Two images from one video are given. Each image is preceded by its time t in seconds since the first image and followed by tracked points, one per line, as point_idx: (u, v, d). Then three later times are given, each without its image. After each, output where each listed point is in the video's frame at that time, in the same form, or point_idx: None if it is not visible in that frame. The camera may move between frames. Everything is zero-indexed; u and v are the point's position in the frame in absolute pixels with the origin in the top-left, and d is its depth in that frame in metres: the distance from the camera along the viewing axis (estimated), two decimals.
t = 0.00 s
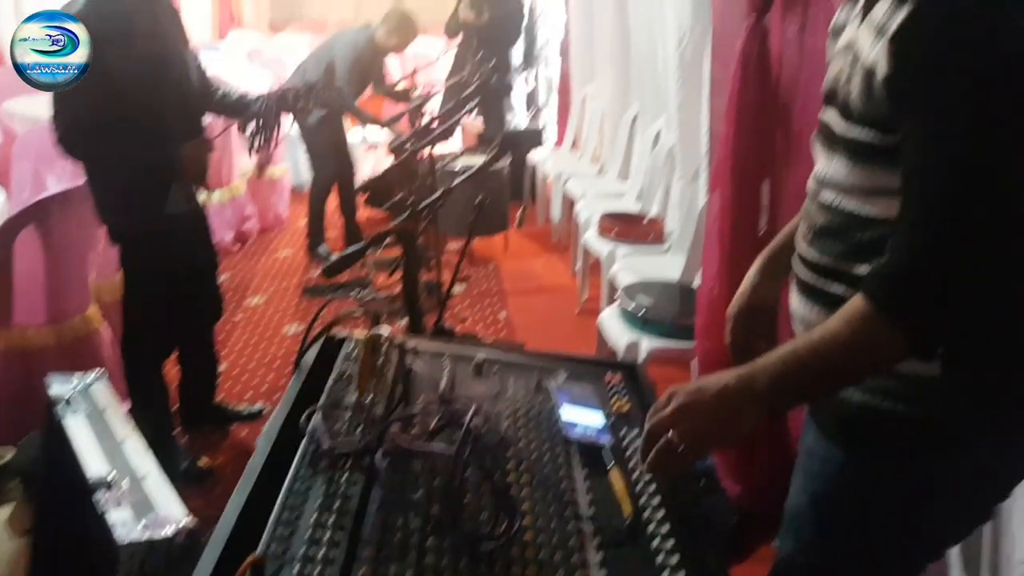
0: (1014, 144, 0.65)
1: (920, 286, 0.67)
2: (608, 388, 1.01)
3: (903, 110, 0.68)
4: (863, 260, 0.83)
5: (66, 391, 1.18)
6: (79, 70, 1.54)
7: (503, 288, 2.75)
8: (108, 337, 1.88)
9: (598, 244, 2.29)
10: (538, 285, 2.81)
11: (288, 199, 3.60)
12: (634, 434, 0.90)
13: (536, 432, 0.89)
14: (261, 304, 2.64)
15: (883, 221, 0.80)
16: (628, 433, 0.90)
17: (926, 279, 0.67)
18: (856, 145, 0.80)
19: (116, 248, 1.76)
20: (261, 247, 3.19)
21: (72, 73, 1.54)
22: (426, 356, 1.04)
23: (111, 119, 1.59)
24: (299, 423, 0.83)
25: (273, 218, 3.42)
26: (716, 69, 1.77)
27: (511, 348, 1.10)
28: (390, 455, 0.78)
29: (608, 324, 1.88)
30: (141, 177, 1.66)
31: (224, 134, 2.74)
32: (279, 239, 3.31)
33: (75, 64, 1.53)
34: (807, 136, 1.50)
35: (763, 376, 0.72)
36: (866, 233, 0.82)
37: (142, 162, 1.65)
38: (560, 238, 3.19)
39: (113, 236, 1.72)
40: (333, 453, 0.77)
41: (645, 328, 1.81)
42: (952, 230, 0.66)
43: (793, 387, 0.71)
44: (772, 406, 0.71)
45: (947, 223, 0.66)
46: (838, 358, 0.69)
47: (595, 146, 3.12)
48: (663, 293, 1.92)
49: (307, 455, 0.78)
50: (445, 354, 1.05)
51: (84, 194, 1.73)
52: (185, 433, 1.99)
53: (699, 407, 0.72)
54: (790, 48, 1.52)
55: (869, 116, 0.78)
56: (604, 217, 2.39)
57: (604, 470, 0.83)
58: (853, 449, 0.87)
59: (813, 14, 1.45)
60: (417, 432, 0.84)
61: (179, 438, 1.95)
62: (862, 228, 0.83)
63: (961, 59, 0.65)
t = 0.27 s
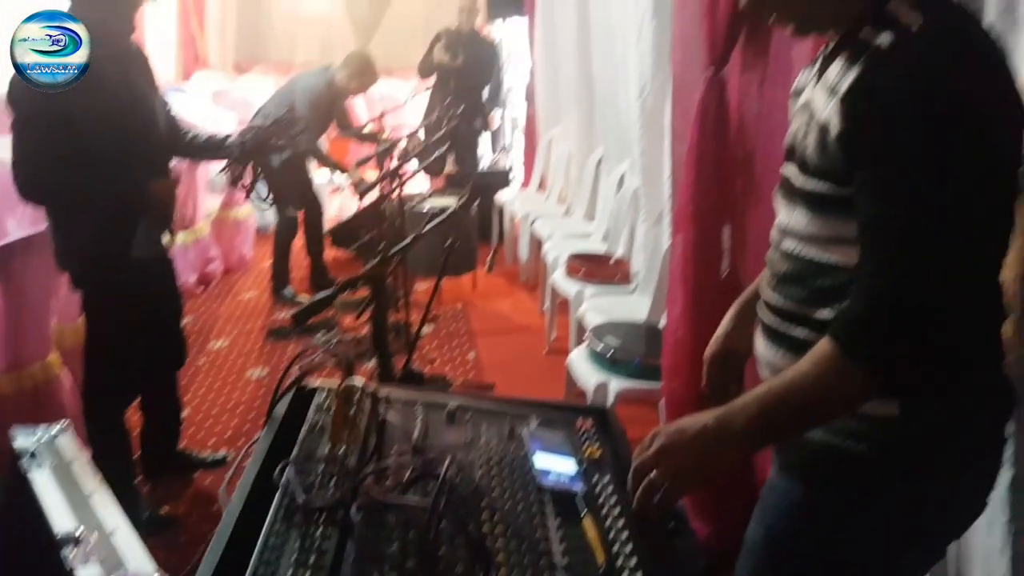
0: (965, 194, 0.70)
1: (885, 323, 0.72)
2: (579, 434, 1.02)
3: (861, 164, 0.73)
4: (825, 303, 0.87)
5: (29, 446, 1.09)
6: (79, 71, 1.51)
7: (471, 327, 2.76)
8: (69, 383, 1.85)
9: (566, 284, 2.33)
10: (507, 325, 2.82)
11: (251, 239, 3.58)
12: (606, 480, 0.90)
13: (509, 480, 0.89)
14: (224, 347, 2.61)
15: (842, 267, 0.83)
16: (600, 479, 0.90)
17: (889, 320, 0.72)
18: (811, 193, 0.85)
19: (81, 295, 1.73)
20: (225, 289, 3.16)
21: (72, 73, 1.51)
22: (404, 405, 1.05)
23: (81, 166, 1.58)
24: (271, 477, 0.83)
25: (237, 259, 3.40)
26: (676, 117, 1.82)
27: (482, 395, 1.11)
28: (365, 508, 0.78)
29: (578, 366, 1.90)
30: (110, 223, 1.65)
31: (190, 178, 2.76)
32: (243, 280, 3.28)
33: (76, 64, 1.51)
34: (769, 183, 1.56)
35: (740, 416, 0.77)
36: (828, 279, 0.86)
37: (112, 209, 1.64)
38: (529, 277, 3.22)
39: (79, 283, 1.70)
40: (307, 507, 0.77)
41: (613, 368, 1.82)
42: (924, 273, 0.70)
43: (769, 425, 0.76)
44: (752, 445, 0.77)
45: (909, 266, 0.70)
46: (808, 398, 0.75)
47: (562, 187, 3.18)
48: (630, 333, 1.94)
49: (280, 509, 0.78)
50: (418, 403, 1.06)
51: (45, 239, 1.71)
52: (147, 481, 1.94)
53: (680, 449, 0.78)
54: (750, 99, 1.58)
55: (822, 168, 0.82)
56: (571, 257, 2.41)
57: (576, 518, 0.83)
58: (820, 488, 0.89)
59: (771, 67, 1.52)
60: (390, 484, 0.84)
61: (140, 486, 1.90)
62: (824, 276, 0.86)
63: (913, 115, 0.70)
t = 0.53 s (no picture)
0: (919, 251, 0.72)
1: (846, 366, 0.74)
2: (561, 482, 1.02)
3: (814, 219, 0.75)
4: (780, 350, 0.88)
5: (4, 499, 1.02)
6: (78, 71, 1.54)
7: (447, 370, 2.75)
8: (38, 432, 1.82)
9: (542, 327, 2.34)
10: (482, 366, 2.82)
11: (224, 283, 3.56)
12: (589, 528, 0.90)
13: (492, 530, 0.89)
14: (195, 393, 2.57)
15: (799, 314, 0.85)
16: (583, 528, 0.90)
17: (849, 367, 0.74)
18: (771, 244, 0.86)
19: (51, 343, 1.71)
20: (196, 334, 3.13)
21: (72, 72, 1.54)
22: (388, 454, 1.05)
23: (55, 212, 1.59)
24: (255, 527, 0.83)
25: (209, 303, 3.37)
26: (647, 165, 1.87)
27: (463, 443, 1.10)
28: (350, 560, 0.79)
29: (556, 410, 1.90)
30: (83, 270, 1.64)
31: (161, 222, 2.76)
32: (215, 324, 3.25)
33: (76, 63, 1.53)
34: (737, 230, 1.60)
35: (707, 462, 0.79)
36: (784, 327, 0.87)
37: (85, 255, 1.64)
38: (504, 318, 3.24)
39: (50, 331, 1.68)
40: (294, 559, 0.78)
41: (591, 411, 1.83)
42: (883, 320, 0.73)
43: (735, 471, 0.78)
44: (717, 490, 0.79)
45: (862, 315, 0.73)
46: (769, 446, 0.77)
47: (536, 230, 3.23)
48: (606, 376, 1.95)
49: (265, 562, 0.78)
50: (399, 451, 1.06)
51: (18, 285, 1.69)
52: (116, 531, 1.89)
53: (650, 491, 0.81)
54: (717, 150, 1.64)
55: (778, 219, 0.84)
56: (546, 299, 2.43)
57: (560, 568, 0.82)
58: (784, 534, 0.91)
59: (738, 119, 1.57)
60: (374, 536, 0.84)
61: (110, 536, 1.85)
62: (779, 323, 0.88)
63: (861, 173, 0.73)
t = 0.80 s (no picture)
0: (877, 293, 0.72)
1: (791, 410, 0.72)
2: (549, 516, 1.03)
3: (774, 253, 0.74)
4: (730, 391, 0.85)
5: None
6: (78, 69, 1.63)
7: (431, 401, 2.75)
8: (17, 467, 1.79)
9: (528, 357, 2.36)
10: (466, 397, 2.81)
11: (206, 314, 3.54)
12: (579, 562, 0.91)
13: (483, 566, 0.90)
14: (176, 426, 2.55)
15: (751, 355, 0.82)
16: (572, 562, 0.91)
17: (802, 404, 0.72)
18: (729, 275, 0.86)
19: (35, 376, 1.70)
20: (178, 365, 3.10)
21: (71, 72, 1.63)
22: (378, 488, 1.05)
23: (42, 245, 1.58)
24: (247, 566, 0.83)
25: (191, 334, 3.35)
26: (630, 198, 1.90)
27: (451, 476, 1.11)
28: None
29: (543, 442, 1.90)
30: (69, 303, 1.63)
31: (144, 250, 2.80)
32: (197, 355, 3.23)
33: (76, 64, 1.63)
34: (720, 264, 1.63)
35: (654, 496, 0.78)
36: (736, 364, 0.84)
37: (71, 289, 1.63)
38: (489, 348, 3.24)
39: (33, 365, 1.67)
40: None
41: (578, 443, 1.83)
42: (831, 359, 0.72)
43: (677, 507, 0.76)
44: (660, 526, 0.77)
45: (817, 355, 0.72)
46: (717, 487, 0.75)
47: (520, 260, 3.26)
48: (593, 407, 1.96)
49: None
50: (389, 486, 1.06)
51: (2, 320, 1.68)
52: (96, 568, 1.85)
53: (598, 521, 0.80)
54: (699, 184, 1.67)
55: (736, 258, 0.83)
56: (531, 329, 2.44)
57: None
58: None
59: (719, 155, 1.61)
60: (366, 573, 0.84)
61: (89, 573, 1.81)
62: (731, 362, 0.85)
63: (826, 208, 0.73)
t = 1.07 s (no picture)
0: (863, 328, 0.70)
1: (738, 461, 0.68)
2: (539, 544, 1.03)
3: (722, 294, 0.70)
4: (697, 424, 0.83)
5: None
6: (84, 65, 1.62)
7: (417, 427, 2.75)
8: None
9: (514, 382, 2.37)
10: (451, 423, 2.81)
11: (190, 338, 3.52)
12: None
13: None
14: (159, 452, 2.52)
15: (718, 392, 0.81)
16: None
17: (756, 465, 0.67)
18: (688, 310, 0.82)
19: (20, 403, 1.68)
20: (161, 390, 3.08)
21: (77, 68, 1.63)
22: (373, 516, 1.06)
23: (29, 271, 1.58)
24: None
25: (175, 359, 3.33)
26: (616, 227, 1.93)
27: (440, 505, 1.11)
28: None
29: (531, 468, 1.90)
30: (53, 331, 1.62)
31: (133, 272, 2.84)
32: (181, 381, 3.20)
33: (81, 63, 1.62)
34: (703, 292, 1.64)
35: (601, 525, 0.76)
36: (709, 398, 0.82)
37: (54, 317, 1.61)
38: (474, 373, 3.25)
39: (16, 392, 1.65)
40: None
41: (565, 469, 1.84)
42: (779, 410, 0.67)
43: (620, 538, 0.74)
44: (602, 553, 0.75)
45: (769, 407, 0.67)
46: (658, 523, 0.72)
47: (506, 286, 3.28)
48: (579, 433, 1.96)
49: None
50: (378, 514, 1.06)
51: None
52: None
53: (546, 539, 0.79)
54: (686, 216, 1.70)
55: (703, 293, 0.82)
56: (517, 354, 2.45)
57: None
58: None
59: (705, 188, 1.64)
60: None
61: None
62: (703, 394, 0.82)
63: (778, 249, 0.68)
